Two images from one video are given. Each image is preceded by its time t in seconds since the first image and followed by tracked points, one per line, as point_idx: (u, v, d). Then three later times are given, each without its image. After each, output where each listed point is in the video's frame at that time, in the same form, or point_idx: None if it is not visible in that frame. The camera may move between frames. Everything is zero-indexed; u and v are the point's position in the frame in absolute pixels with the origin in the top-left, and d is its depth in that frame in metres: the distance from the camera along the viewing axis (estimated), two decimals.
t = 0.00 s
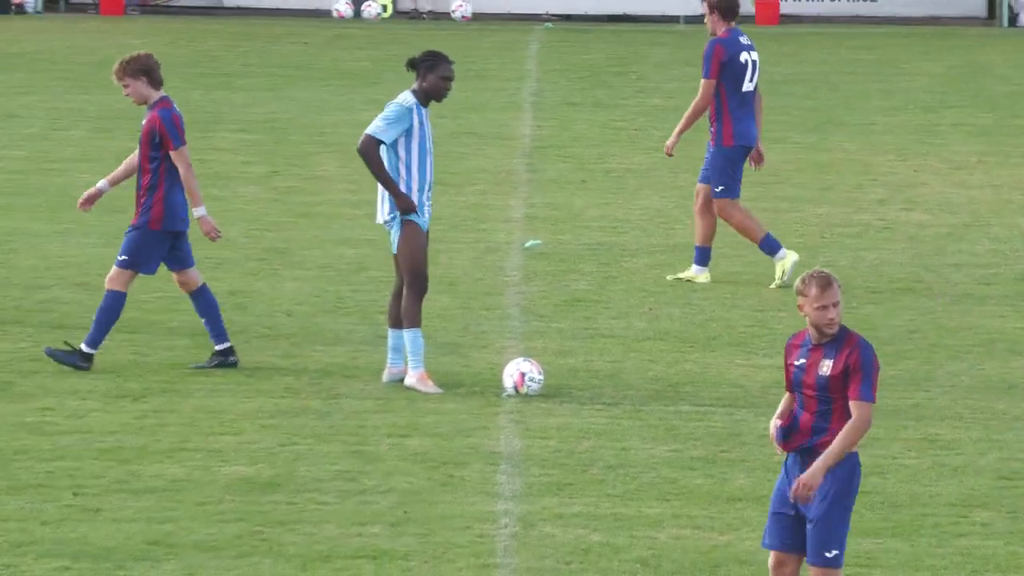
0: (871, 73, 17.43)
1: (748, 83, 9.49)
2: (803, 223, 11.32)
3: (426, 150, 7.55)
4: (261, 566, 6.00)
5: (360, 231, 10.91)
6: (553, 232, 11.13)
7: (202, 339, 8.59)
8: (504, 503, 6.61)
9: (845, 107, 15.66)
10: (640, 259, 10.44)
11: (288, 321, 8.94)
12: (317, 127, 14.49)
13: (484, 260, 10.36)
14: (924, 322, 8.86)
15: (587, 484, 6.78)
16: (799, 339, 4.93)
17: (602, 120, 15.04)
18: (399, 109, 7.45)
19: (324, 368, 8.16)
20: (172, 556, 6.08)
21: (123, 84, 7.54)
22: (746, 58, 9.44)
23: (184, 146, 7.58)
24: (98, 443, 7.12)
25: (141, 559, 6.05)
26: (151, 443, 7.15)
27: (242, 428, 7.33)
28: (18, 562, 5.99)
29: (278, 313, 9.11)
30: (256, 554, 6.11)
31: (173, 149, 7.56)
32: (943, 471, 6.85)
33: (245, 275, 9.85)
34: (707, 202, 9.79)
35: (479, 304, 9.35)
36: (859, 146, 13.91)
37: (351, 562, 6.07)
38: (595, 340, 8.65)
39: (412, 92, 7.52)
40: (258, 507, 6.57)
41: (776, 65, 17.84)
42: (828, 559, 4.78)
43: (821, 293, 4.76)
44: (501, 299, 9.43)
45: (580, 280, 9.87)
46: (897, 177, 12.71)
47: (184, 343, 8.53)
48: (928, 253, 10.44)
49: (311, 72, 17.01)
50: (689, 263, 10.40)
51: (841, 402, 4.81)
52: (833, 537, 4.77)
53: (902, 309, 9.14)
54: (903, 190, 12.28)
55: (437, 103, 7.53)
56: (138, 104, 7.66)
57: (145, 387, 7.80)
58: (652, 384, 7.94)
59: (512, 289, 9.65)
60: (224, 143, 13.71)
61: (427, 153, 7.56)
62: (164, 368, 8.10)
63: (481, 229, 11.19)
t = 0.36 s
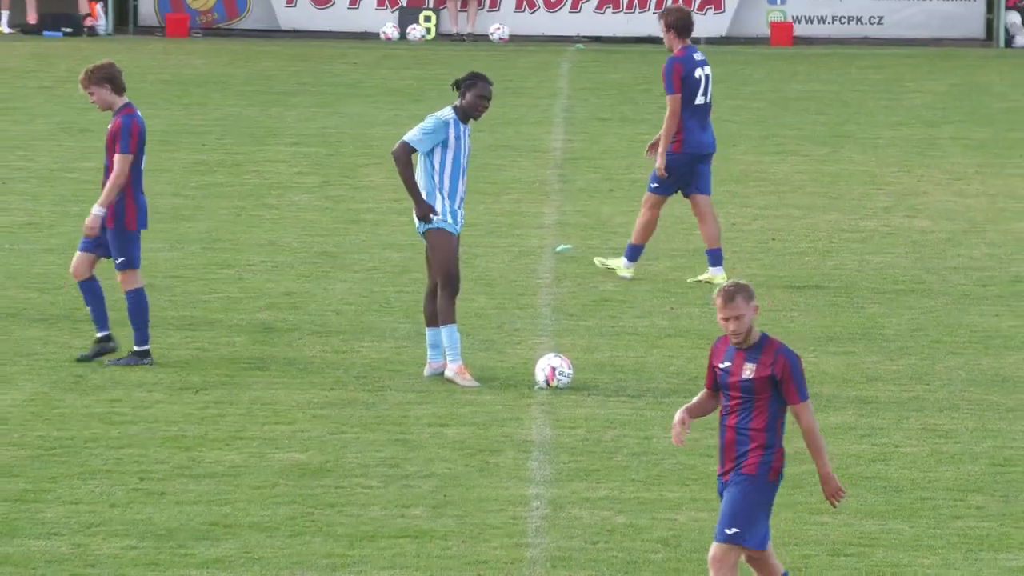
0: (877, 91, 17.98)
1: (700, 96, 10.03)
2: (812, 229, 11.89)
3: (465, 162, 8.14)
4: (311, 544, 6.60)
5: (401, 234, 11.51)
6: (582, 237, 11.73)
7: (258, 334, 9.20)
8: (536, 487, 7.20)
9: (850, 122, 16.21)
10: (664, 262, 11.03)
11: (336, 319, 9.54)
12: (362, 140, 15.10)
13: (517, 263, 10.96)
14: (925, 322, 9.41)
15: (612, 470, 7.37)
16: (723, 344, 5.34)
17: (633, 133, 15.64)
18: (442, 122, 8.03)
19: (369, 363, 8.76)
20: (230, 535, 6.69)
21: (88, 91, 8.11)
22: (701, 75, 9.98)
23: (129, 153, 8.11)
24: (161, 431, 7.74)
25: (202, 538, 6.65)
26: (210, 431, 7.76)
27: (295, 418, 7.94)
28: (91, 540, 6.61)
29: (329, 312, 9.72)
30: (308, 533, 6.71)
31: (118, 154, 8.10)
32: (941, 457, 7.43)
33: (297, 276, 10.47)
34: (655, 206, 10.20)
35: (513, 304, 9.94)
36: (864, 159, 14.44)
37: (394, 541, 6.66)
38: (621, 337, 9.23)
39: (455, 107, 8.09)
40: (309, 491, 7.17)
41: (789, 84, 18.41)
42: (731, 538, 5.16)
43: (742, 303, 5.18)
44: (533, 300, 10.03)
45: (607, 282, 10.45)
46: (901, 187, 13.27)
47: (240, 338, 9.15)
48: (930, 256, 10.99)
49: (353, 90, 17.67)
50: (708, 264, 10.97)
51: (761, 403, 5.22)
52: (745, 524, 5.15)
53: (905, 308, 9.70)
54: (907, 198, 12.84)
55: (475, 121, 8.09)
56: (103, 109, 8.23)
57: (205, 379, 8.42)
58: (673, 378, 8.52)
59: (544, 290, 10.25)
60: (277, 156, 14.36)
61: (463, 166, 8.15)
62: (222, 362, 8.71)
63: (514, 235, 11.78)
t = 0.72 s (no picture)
0: (866, 115, 18.79)
1: (645, 116, 11.06)
2: (804, 240, 12.71)
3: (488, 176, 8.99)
4: (353, 524, 7.43)
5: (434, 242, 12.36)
6: (599, 247, 12.56)
7: (305, 334, 10.04)
8: (556, 472, 8.04)
9: (840, 143, 17.02)
10: (673, 268, 11.85)
11: (376, 320, 10.40)
12: (398, 159, 16.01)
13: (538, 270, 11.79)
14: (906, 322, 10.23)
15: (625, 456, 8.19)
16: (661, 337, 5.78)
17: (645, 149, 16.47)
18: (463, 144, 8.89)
19: (405, 360, 9.61)
20: (280, 515, 7.53)
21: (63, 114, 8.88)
22: (644, 96, 10.98)
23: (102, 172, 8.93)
24: (219, 422, 8.59)
25: (256, 517, 7.50)
26: (263, 422, 8.61)
27: (338, 410, 8.79)
28: (156, 520, 7.45)
29: (369, 315, 10.55)
30: (350, 514, 7.55)
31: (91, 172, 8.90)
32: (921, 445, 8.25)
33: (342, 282, 11.34)
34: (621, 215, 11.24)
35: (535, 307, 10.78)
36: (851, 176, 15.24)
37: (428, 520, 7.49)
38: (632, 337, 10.06)
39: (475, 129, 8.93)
40: (351, 475, 8.02)
41: (789, 109, 19.25)
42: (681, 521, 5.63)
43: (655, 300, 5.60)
44: (553, 303, 10.86)
45: (621, 287, 11.28)
46: (884, 202, 14.08)
47: (289, 337, 10.00)
48: (911, 264, 11.80)
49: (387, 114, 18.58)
50: (712, 270, 11.80)
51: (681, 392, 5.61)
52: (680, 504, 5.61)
53: (888, 311, 10.52)
54: (890, 212, 13.65)
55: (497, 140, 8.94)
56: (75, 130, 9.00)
57: (258, 375, 9.27)
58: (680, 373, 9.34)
59: (562, 293, 11.10)
60: (323, 173, 15.25)
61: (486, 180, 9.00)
62: (273, 359, 9.56)
63: (536, 245, 12.62)
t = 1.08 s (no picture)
0: (882, 131, 19.58)
1: (633, 132, 11.89)
2: (826, 244, 13.52)
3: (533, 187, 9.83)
4: (417, 501, 8.31)
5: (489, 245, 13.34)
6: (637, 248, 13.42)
7: (373, 329, 10.98)
8: (602, 456, 8.91)
9: (857, 156, 17.82)
10: (707, 270, 12.68)
11: (436, 317, 11.32)
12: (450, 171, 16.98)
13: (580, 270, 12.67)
14: (918, 319, 11.08)
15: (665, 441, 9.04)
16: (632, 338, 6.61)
17: (679, 163, 17.35)
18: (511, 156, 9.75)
19: (462, 354, 10.51)
20: (351, 493, 8.41)
21: (74, 134, 9.72)
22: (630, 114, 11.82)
23: (117, 188, 9.81)
24: (296, 408, 9.51)
25: (329, 495, 8.38)
26: (336, 408, 9.53)
27: (403, 398, 9.69)
28: (239, 497, 8.34)
29: (431, 311, 11.49)
30: (415, 492, 8.43)
31: (107, 189, 9.78)
32: (932, 431, 9.09)
33: (406, 282, 12.31)
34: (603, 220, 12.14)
35: (579, 304, 11.66)
36: (866, 186, 16.04)
37: (485, 498, 8.37)
38: (669, 330, 10.91)
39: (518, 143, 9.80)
40: (416, 457, 8.90)
41: (812, 126, 20.03)
42: (635, 502, 6.35)
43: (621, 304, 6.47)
44: (596, 300, 11.73)
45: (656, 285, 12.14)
46: (899, 209, 14.89)
47: (357, 331, 10.92)
48: (923, 267, 12.61)
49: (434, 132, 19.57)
50: (742, 271, 12.64)
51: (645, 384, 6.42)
52: (638, 485, 6.35)
53: (904, 309, 11.35)
54: (905, 219, 14.46)
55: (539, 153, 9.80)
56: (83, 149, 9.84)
57: (330, 365, 10.22)
58: (713, 365, 10.19)
59: (606, 292, 11.93)
60: (389, 183, 16.29)
61: (532, 190, 9.84)
62: (343, 351, 10.49)
63: (578, 248, 13.50)
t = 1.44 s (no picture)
0: (876, 149, 20.57)
1: (604, 145, 12.90)
2: (822, 253, 14.40)
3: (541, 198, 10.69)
4: (447, 485, 9.14)
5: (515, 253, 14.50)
6: (648, 256, 14.38)
7: (409, 330, 12.02)
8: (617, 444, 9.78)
9: (852, 172, 18.72)
10: (713, 276, 13.58)
11: (466, 319, 12.37)
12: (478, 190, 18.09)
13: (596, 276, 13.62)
14: (905, 319, 11.97)
15: (675, 431, 9.91)
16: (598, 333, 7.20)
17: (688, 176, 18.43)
18: (519, 173, 10.56)
19: (490, 353, 11.50)
20: (386, 478, 9.25)
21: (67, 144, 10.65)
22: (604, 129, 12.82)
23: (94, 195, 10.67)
24: (337, 401, 10.43)
25: (368, 479, 9.22)
26: (373, 402, 10.44)
27: (435, 393, 10.63)
28: (284, 482, 9.17)
29: (460, 314, 12.54)
30: (445, 477, 9.27)
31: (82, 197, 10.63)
32: (918, 422, 9.96)
33: (440, 287, 13.45)
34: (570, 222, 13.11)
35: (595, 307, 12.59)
36: (859, 200, 16.95)
37: (509, 483, 9.21)
38: (677, 332, 11.81)
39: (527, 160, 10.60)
40: (446, 445, 9.78)
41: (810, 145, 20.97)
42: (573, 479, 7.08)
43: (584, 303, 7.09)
44: (610, 303, 12.64)
45: (666, 290, 13.07)
46: (890, 220, 15.80)
47: (394, 332, 11.96)
48: (911, 272, 13.49)
49: (463, 156, 20.81)
50: (745, 277, 13.53)
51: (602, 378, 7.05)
52: (581, 467, 7.06)
53: (893, 310, 12.25)
54: (894, 229, 15.37)
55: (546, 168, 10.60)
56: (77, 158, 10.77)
57: (370, 361, 11.25)
58: (717, 362, 11.09)
59: (620, 295, 12.82)
60: (424, 202, 17.50)
61: (541, 200, 10.69)
62: (382, 349, 11.52)
63: (593, 257, 14.46)
